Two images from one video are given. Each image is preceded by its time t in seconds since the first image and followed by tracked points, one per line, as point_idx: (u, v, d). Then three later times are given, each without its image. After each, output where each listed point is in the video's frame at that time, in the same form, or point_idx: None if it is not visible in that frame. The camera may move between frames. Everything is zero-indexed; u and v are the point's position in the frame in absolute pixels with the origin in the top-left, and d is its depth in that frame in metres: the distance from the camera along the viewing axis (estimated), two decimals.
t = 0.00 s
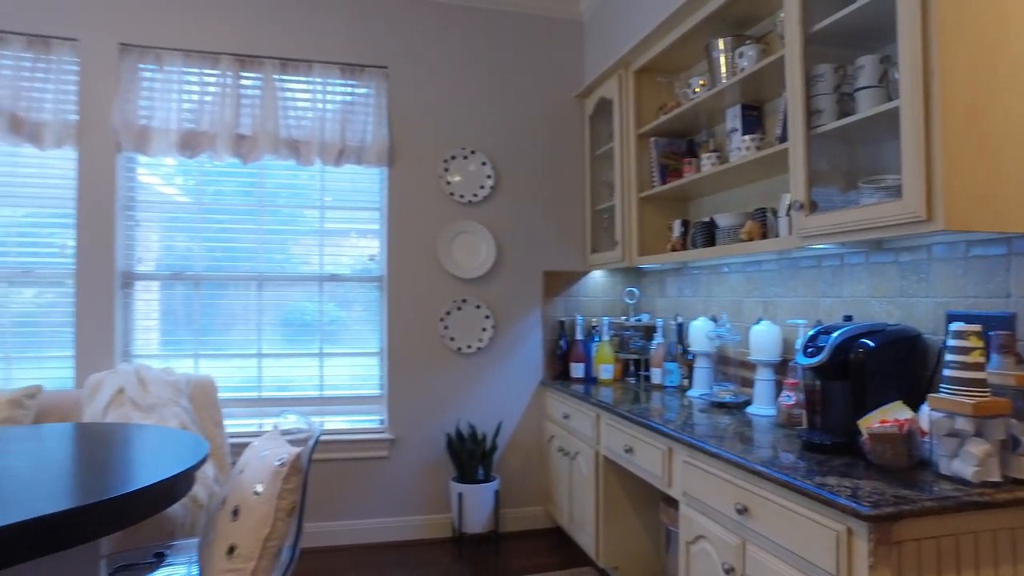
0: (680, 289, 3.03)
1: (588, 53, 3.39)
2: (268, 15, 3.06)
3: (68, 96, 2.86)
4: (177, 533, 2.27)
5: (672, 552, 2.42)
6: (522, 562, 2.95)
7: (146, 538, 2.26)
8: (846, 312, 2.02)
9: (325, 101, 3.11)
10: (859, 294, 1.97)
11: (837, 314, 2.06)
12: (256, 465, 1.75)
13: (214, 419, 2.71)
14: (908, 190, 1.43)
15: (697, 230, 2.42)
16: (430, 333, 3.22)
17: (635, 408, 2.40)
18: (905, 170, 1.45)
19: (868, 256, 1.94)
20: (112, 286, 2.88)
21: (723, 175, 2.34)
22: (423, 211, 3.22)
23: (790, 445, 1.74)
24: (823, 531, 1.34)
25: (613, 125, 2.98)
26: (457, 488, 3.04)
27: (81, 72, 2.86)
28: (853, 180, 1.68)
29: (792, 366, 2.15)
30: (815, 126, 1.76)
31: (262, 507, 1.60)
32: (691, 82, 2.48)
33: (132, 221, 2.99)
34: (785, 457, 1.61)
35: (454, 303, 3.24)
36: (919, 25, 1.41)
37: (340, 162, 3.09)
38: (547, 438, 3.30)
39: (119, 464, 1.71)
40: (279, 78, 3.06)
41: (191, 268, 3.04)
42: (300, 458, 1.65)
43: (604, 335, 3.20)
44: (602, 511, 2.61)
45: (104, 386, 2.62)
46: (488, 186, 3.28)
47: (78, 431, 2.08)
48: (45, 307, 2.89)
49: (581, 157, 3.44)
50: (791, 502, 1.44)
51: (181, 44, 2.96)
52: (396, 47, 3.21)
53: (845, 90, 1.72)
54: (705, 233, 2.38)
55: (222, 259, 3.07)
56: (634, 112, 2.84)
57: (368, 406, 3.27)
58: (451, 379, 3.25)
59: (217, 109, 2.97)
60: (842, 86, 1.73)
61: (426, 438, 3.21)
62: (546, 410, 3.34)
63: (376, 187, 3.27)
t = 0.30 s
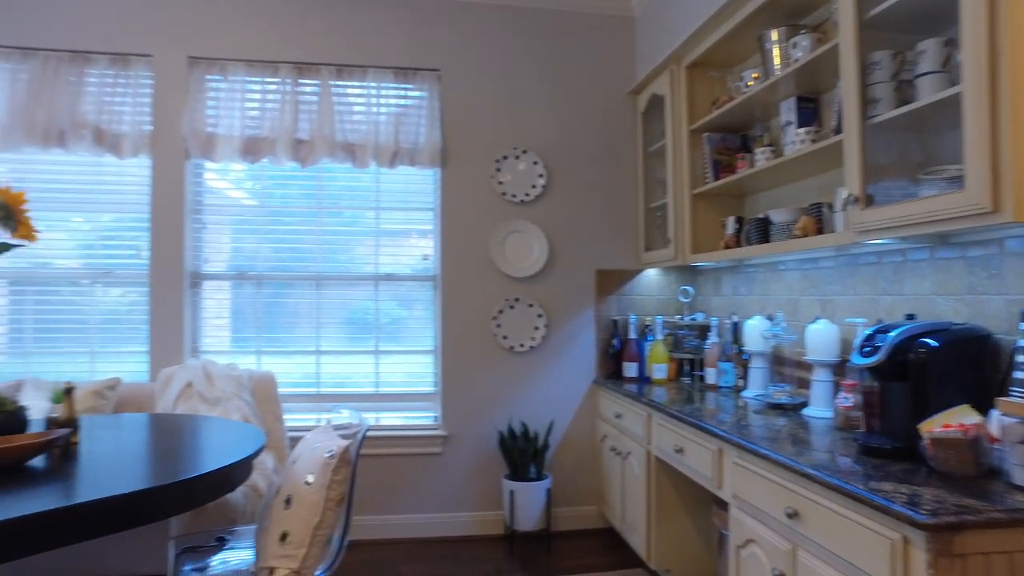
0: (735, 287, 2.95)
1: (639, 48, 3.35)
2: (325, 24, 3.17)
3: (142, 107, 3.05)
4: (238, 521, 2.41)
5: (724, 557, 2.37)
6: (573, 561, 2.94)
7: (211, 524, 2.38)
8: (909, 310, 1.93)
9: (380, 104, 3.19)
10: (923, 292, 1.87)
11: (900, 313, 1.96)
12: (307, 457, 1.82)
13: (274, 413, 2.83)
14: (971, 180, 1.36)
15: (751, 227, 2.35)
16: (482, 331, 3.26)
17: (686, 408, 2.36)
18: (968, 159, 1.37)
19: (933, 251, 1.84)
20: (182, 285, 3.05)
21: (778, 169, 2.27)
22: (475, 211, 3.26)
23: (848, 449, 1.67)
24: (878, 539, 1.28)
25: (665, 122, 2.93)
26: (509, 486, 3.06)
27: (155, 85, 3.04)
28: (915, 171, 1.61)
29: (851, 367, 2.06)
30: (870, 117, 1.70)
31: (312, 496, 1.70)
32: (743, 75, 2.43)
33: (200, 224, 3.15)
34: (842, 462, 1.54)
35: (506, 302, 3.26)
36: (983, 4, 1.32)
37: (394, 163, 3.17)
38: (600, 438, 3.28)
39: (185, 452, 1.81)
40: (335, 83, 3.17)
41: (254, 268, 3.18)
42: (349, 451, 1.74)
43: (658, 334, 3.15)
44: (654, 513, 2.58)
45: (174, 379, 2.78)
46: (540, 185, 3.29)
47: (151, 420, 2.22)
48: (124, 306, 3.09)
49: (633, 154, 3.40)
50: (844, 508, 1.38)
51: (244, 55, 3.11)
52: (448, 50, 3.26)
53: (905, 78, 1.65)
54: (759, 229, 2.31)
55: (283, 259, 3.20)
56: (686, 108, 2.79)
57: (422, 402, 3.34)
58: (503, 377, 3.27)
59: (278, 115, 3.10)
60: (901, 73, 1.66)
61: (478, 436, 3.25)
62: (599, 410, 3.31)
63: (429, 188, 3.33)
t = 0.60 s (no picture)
0: (822, 286, 2.79)
1: (716, 39, 3.23)
2: (399, 31, 3.25)
3: (232, 118, 3.23)
4: (318, 512, 2.52)
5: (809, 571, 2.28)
6: (648, 566, 2.88)
7: (294, 514, 2.49)
8: (1021, 311, 1.76)
9: (454, 107, 3.23)
10: None
11: (1008, 313, 1.79)
12: (379, 452, 1.88)
13: (354, 409, 2.93)
14: None
15: (837, 222, 2.22)
16: (555, 331, 3.24)
17: (767, 413, 2.25)
18: None
19: None
20: (267, 284, 3.22)
21: (867, 160, 2.13)
22: (547, 211, 3.25)
23: (948, 462, 1.54)
24: (980, 564, 1.16)
25: (744, 114, 2.81)
26: (584, 487, 3.03)
27: (243, 97, 3.22)
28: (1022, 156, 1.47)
29: (950, 373, 1.91)
30: (970, 98, 1.56)
31: (382, 491, 1.75)
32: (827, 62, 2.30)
33: (283, 227, 3.31)
34: (942, 476, 1.41)
35: (581, 301, 3.23)
36: None
37: (467, 164, 3.20)
38: (678, 441, 3.19)
39: (268, 444, 1.91)
40: (409, 87, 3.23)
41: (333, 268, 3.30)
42: (418, 448, 1.78)
43: (739, 335, 3.02)
44: (733, 521, 2.48)
45: (261, 374, 2.93)
46: (614, 183, 3.24)
47: (240, 413, 2.35)
48: (217, 305, 3.29)
49: (711, 148, 3.29)
50: (942, 528, 1.27)
51: (324, 64, 3.23)
52: (518, 50, 3.27)
53: (1013, 52, 1.50)
54: (846, 223, 2.17)
55: (366, 259, 3.31)
56: (766, 98, 2.67)
57: (497, 401, 3.36)
58: (577, 378, 3.25)
59: (355, 120, 3.20)
60: (1009, 47, 1.51)
61: (553, 435, 3.24)
62: (676, 412, 3.22)
63: (503, 188, 3.34)
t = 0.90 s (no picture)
0: (930, 283, 2.60)
1: (810, 24, 3.07)
2: (481, 34, 3.30)
3: (325, 125, 3.39)
4: (405, 503, 2.61)
5: None
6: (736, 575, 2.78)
7: (382, 504, 2.59)
8: None
9: (537, 107, 3.25)
10: None
11: None
12: (461, 447, 1.91)
13: (440, 405, 3.01)
14: None
15: (949, 213, 2.05)
16: (640, 330, 3.19)
17: (867, 418, 2.12)
18: None
19: None
20: (358, 284, 3.36)
21: (984, 144, 1.95)
22: (631, 208, 3.20)
23: None
24: None
25: (841, 101, 2.65)
26: (669, 489, 2.96)
27: (335, 104, 3.37)
28: None
29: None
30: None
31: (463, 486, 1.78)
32: (938, 40, 2.14)
33: (372, 228, 3.44)
34: None
35: (668, 300, 3.16)
36: None
37: (551, 163, 3.20)
38: (769, 446, 3.06)
39: (357, 437, 1.99)
40: (493, 89, 3.28)
41: (420, 268, 3.40)
42: (500, 444, 1.81)
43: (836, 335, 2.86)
44: (829, 533, 2.35)
45: (352, 370, 3.06)
46: (701, 179, 3.14)
47: (334, 407, 2.46)
48: (313, 304, 3.47)
49: (805, 139, 3.12)
50: None
51: (410, 69, 3.33)
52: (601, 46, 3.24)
53: None
54: (958, 215, 2.01)
55: (454, 260, 3.38)
56: (866, 83, 2.51)
57: (580, 400, 3.34)
58: (663, 378, 3.18)
59: (440, 123, 3.28)
60: None
61: (638, 436, 3.19)
62: (767, 415, 3.09)
63: (587, 186, 3.32)
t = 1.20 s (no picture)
0: None
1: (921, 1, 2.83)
2: (565, 31, 3.28)
3: (412, 129, 3.48)
4: (489, 501, 2.64)
5: None
6: None
7: (467, 501, 2.63)
8: None
9: (623, 104, 3.19)
10: None
11: None
12: (546, 447, 1.91)
13: (525, 405, 3.02)
14: None
15: None
16: (731, 331, 3.06)
17: (987, 428, 1.93)
18: None
19: None
20: (445, 284, 3.43)
21: None
22: (720, 204, 3.08)
23: None
24: None
25: (957, 83, 2.44)
26: (761, 497, 2.82)
27: (422, 109, 3.46)
28: None
29: None
30: None
31: (548, 485, 1.77)
32: None
33: (459, 228, 3.50)
34: None
35: (760, 300, 3.01)
36: None
37: (637, 161, 3.14)
38: (872, 454, 2.85)
39: (442, 434, 2.03)
40: (577, 87, 3.25)
41: (506, 269, 3.43)
42: (584, 444, 1.79)
43: (949, 338, 2.64)
44: (944, 552, 2.16)
45: (439, 368, 3.13)
46: (796, 172, 2.97)
47: (421, 405, 2.52)
48: (402, 304, 3.57)
49: (915, 126, 2.89)
50: None
51: (494, 71, 3.36)
52: (689, 38, 3.13)
53: None
54: None
55: (539, 260, 3.38)
56: (988, 61, 2.29)
57: (668, 403, 3.24)
58: (756, 381, 3.03)
59: (525, 123, 3.29)
60: None
61: (730, 440, 3.06)
62: (870, 422, 2.88)
63: (674, 183, 3.23)
